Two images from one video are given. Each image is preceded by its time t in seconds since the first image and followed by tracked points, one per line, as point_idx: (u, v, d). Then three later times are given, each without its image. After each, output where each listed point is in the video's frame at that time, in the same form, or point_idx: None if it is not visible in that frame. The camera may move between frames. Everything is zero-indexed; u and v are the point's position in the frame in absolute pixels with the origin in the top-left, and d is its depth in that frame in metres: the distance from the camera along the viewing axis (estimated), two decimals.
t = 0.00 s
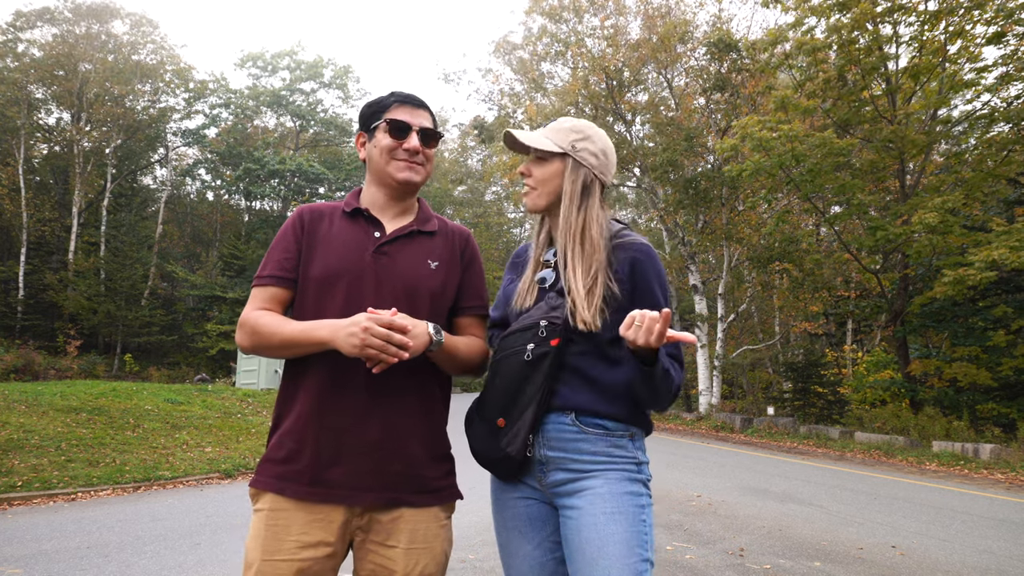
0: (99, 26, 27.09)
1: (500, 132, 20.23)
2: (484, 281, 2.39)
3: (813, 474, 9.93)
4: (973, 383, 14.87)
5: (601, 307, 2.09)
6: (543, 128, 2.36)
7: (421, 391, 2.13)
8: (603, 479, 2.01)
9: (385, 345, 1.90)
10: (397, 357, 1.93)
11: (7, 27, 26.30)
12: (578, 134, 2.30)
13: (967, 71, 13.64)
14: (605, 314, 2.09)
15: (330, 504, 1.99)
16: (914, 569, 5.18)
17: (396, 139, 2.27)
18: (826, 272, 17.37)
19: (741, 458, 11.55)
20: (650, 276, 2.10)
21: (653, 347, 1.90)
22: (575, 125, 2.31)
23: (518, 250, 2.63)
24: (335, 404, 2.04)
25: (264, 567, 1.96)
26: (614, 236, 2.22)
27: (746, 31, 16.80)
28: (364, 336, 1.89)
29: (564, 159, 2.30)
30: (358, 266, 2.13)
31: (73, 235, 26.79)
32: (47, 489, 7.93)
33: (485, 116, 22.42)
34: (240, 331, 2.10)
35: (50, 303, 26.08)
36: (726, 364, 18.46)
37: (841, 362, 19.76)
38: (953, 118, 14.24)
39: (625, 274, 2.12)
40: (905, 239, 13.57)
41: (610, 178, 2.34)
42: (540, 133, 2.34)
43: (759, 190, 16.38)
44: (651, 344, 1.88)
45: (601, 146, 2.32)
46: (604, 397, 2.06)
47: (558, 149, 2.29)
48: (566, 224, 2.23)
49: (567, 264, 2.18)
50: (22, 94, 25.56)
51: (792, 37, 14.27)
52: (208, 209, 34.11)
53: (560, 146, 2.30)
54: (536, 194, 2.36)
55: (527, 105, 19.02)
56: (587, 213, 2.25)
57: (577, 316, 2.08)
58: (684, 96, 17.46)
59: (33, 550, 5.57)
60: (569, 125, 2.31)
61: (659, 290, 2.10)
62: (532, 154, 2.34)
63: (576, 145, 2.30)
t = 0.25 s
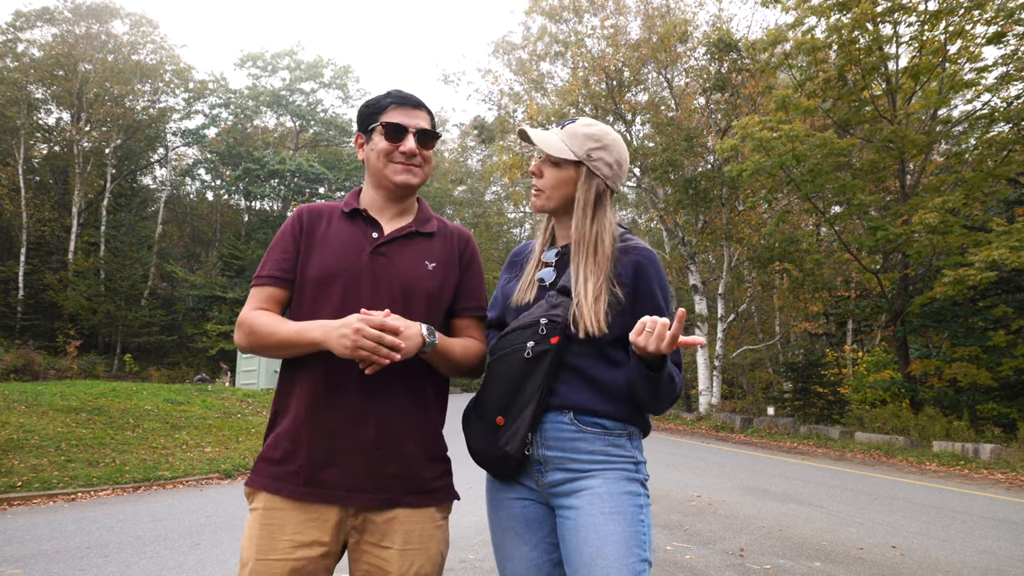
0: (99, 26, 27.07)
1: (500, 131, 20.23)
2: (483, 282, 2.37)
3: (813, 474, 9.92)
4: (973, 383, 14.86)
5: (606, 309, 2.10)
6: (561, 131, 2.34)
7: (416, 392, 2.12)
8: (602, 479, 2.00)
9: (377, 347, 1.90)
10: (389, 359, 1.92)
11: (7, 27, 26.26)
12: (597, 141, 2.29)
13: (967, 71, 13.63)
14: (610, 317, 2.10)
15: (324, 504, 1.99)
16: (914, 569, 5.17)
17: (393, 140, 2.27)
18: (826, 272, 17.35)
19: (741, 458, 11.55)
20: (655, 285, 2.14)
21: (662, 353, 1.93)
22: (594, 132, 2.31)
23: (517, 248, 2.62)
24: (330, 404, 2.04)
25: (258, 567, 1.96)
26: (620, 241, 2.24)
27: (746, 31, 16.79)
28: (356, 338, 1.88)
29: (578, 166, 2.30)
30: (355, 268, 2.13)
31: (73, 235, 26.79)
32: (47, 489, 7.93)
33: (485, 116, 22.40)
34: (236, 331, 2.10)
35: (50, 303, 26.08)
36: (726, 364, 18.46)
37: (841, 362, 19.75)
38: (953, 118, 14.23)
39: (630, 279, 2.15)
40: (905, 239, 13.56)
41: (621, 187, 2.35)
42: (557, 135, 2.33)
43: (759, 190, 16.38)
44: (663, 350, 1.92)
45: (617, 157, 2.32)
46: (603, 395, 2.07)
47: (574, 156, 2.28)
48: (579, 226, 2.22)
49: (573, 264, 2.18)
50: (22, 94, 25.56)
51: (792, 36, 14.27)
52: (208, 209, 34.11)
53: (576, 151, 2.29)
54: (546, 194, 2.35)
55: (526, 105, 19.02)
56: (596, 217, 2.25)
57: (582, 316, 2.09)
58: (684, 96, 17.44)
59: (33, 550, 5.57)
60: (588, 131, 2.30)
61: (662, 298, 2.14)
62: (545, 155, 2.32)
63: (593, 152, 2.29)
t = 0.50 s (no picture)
0: (99, 26, 27.06)
1: (500, 131, 20.25)
2: (484, 282, 2.37)
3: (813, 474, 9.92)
4: (973, 383, 14.85)
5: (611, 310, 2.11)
6: (556, 130, 2.35)
7: (415, 391, 2.11)
8: (604, 479, 2.00)
9: (379, 342, 1.90)
10: (391, 355, 1.92)
11: (7, 27, 26.24)
12: (591, 139, 2.30)
13: (967, 71, 13.62)
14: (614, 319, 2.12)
15: (322, 503, 1.99)
16: (914, 569, 5.17)
17: (392, 138, 2.27)
18: (826, 272, 17.33)
19: (741, 458, 11.55)
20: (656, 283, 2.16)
21: (673, 356, 1.95)
22: (588, 130, 2.31)
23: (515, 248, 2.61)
24: (328, 403, 2.03)
25: (256, 566, 1.96)
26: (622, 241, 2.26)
27: (746, 31, 16.79)
28: (359, 333, 1.88)
29: (576, 164, 2.31)
30: (355, 265, 2.13)
31: (73, 235, 26.80)
32: (47, 489, 7.93)
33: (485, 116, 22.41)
34: (237, 328, 2.10)
35: (50, 303, 26.08)
36: (726, 364, 18.46)
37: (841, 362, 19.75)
38: (953, 118, 14.23)
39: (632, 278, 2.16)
40: (905, 239, 13.56)
41: (618, 183, 2.36)
42: (552, 135, 2.33)
43: (759, 190, 16.38)
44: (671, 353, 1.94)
45: (613, 152, 2.33)
46: (605, 396, 2.08)
47: (572, 154, 2.29)
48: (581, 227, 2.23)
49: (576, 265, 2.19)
50: (22, 94, 25.55)
51: (792, 36, 14.27)
52: (208, 209, 34.11)
53: (572, 150, 2.29)
54: (545, 195, 2.35)
55: (526, 104, 19.02)
56: (596, 215, 2.26)
57: (587, 316, 2.10)
58: (684, 96, 17.44)
59: (33, 550, 5.57)
60: (584, 130, 2.30)
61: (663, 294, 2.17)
62: (541, 157, 2.33)
63: (589, 150, 2.30)
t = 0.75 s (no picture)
0: (99, 26, 27.05)
1: (500, 132, 20.27)
2: (483, 285, 2.38)
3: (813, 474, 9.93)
4: (973, 383, 14.86)
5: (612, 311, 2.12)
6: (552, 132, 2.35)
7: (413, 393, 2.12)
8: (604, 480, 2.02)
9: (378, 345, 1.90)
10: (390, 358, 1.93)
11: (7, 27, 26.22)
12: (587, 139, 2.31)
13: (967, 71, 13.64)
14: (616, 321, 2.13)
15: (318, 504, 2.00)
16: (914, 569, 5.17)
17: (393, 140, 2.28)
18: (826, 272, 17.33)
19: (741, 458, 11.56)
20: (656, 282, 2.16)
21: (678, 353, 1.95)
22: (584, 130, 2.31)
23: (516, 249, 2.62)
24: (326, 403, 2.04)
25: (253, 565, 1.97)
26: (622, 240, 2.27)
27: (746, 31, 16.82)
28: (358, 334, 1.89)
29: (572, 164, 2.31)
30: (354, 267, 2.14)
31: (73, 235, 26.80)
32: (47, 489, 7.94)
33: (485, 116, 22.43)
34: (239, 326, 2.11)
35: (50, 303, 26.08)
36: (726, 364, 18.48)
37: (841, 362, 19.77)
38: (953, 118, 14.25)
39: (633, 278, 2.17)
40: (905, 239, 13.57)
41: (617, 183, 2.36)
42: (549, 137, 2.34)
43: (759, 191, 16.40)
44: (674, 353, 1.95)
45: (610, 150, 2.33)
46: (606, 395, 2.08)
47: (567, 154, 2.29)
48: (581, 228, 2.23)
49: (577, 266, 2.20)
50: (22, 94, 25.53)
51: (792, 36, 14.28)
52: (208, 209, 34.11)
53: (569, 151, 2.30)
54: (543, 197, 2.36)
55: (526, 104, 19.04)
56: (595, 216, 2.27)
57: (589, 318, 2.10)
58: (684, 96, 17.45)
59: (33, 550, 5.58)
60: (579, 130, 2.31)
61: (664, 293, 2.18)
62: (539, 158, 2.33)
63: (585, 151, 2.30)
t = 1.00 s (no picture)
0: (99, 26, 27.06)
1: (500, 132, 20.28)
2: (481, 287, 2.37)
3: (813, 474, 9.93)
4: (973, 383, 14.86)
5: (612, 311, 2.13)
6: (556, 131, 2.35)
7: (409, 393, 2.12)
8: (603, 480, 2.02)
9: (373, 336, 1.90)
10: (385, 350, 1.92)
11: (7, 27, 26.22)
12: (590, 140, 2.31)
13: (966, 71, 13.64)
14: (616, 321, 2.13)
15: (313, 503, 2.00)
16: (914, 569, 5.18)
17: (394, 141, 2.28)
18: (826, 273, 17.32)
19: (741, 458, 11.56)
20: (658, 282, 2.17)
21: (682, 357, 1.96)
22: (586, 131, 2.32)
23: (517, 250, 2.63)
24: (322, 402, 2.05)
25: (249, 562, 1.98)
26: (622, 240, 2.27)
27: (746, 31, 16.83)
28: (353, 325, 1.89)
29: (576, 164, 2.32)
30: (352, 265, 2.15)
31: (73, 235, 26.82)
32: (47, 489, 7.94)
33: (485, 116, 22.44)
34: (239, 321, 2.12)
35: (51, 303, 26.09)
36: (725, 364, 18.48)
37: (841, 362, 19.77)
38: (953, 119, 14.26)
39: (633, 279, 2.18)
40: (905, 239, 13.57)
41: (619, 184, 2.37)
42: (552, 137, 2.34)
43: (759, 191, 16.41)
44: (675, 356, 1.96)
45: (612, 152, 2.34)
46: (607, 396, 2.09)
47: (571, 155, 2.30)
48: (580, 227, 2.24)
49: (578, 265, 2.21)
50: (22, 94, 25.54)
51: (791, 37, 14.29)
52: (208, 209, 34.11)
53: (573, 151, 2.31)
54: (547, 197, 2.36)
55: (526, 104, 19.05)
56: (597, 217, 2.28)
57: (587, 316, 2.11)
58: (683, 96, 17.45)
59: (33, 550, 5.58)
60: (582, 131, 2.31)
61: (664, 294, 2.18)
62: (543, 158, 2.34)
63: (588, 151, 2.31)
